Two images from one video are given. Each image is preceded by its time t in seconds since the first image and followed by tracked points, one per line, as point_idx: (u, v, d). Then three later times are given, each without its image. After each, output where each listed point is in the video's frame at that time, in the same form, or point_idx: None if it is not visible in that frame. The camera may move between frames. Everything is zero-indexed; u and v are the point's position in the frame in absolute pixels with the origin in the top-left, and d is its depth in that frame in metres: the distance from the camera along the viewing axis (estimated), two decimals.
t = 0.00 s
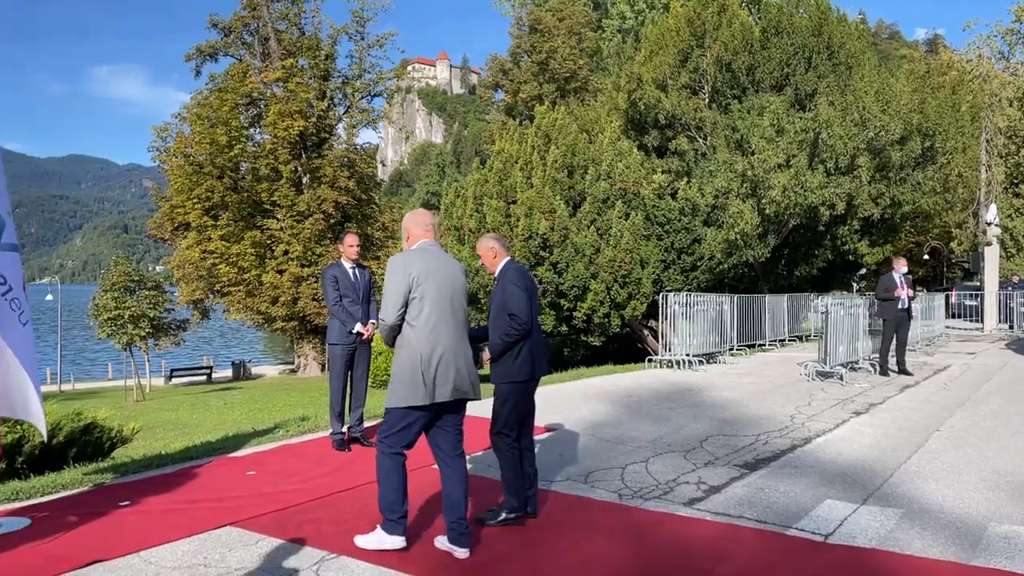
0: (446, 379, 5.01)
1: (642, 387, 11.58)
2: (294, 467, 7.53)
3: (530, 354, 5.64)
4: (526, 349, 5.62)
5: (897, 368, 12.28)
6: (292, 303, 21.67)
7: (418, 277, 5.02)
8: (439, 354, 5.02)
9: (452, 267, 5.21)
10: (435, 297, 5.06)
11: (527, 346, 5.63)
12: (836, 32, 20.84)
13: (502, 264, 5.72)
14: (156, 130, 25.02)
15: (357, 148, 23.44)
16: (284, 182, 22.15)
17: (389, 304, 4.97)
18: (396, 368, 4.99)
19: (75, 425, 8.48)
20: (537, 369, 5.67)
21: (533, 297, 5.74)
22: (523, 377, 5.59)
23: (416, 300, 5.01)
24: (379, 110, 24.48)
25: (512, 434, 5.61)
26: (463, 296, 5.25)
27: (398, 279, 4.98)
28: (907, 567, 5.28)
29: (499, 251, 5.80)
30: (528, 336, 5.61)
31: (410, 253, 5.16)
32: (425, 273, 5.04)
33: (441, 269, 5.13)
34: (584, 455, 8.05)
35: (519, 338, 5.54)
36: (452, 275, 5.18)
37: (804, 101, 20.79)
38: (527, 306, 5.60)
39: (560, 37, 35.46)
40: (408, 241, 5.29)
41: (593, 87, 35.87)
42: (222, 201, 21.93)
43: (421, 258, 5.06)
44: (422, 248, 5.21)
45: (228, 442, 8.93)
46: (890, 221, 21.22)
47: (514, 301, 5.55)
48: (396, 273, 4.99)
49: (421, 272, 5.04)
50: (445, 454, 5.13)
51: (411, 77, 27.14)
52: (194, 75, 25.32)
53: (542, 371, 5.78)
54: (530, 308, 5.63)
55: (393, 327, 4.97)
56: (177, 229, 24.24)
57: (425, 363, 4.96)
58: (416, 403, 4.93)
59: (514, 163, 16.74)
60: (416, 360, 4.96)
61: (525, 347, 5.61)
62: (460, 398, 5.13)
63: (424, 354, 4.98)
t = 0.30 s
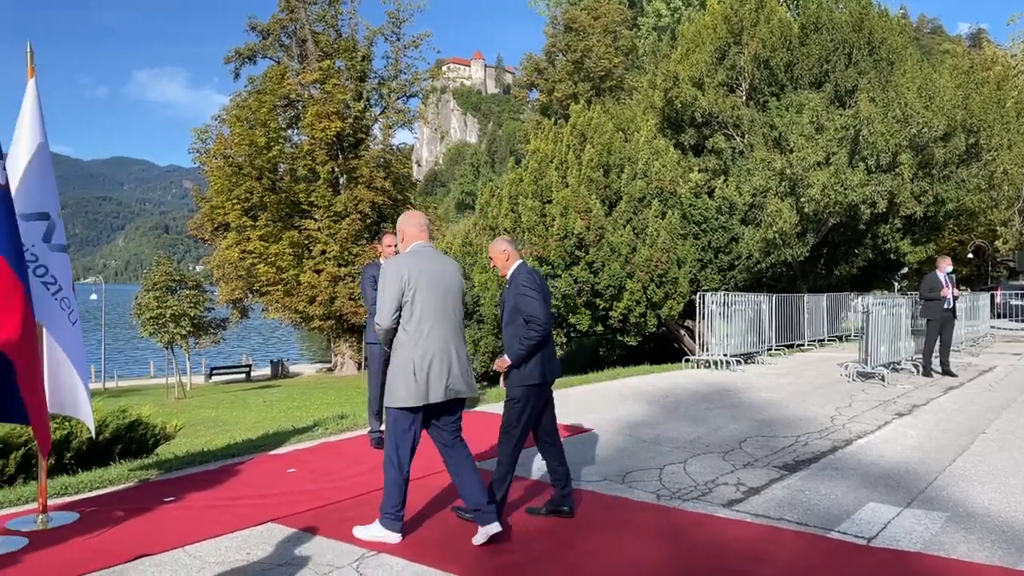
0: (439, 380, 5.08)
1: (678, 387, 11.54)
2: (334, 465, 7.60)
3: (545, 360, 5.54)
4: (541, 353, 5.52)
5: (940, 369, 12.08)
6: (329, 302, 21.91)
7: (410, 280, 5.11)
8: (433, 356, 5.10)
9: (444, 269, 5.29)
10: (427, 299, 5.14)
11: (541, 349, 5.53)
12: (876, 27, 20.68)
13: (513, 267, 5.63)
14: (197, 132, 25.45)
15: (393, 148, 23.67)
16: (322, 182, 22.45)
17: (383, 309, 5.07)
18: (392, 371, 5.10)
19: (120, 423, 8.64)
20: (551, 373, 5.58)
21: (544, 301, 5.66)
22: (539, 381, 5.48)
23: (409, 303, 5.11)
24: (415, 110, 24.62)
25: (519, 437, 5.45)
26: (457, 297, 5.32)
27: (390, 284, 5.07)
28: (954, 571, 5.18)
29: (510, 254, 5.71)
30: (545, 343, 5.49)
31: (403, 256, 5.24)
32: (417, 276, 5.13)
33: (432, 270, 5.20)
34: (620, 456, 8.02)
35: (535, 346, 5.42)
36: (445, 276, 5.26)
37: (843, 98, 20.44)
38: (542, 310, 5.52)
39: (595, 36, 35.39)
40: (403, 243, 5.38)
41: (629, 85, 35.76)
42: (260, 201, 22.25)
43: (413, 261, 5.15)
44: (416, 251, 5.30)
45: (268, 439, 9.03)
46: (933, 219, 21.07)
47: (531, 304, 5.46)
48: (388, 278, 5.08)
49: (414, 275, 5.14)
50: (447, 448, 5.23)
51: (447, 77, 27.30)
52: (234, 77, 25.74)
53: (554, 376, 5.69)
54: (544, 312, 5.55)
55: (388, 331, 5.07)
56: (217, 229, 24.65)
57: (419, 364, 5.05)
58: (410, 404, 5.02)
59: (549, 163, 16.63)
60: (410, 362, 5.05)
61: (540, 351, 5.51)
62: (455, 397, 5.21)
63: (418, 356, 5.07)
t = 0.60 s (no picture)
0: (436, 372, 5.17)
1: (713, 387, 11.49)
2: (370, 463, 7.67)
3: (548, 356, 5.64)
4: (542, 353, 5.61)
5: (982, 370, 11.86)
6: (363, 302, 22.10)
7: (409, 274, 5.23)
8: (431, 347, 5.19)
9: (442, 263, 5.39)
10: (425, 292, 5.25)
11: (543, 350, 5.62)
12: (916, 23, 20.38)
13: (525, 264, 5.70)
14: (233, 133, 25.78)
15: (426, 148, 23.82)
16: (356, 183, 22.64)
17: (382, 304, 5.20)
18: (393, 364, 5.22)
19: (160, 420, 8.79)
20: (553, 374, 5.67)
21: (553, 301, 5.73)
22: (539, 381, 5.59)
23: (406, 297, 5.23)
24: (448, 110, 24.72)
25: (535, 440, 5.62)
26: (456, 292, 5.42)
27: (388, 278, 5.20)
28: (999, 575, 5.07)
29: (523, 253, 5.79)
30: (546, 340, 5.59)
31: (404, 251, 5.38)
32: (414, 270, 5.24)
33: (429, 264, 5.31)
34: (655, 457, 7.98)
35: (536, 343, 5.53)
36: (444, 271, 5.35)
37: (882, 95, 20.36)
38: (547, 311, 5.57)
39: (627, 34, 35.24)
40: (404, 241, 5.54)
41: (662, 83, 35.59)
42: (296, 202, 22.42)
43: (410, 256, 5.27)
44: (415, 247, 5.42)
45: (305, 437, 9.13)
46: (974, 217, 20.64)
47: (535, 303, 5.53)
48: (386, 273, 5.21)
49: (412, 271, 5.25)
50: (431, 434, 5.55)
51: (480, 77, 27.36)
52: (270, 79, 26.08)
53: (558, 376, 5.77)
54: (550, 312, 5.62)
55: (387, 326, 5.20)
56: (253, 229, 25.00)
57: (416, 356, 5.15)
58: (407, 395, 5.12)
59: (582, 161, 16.59)
60: (408, 355, 5.16)
61: (542, 351, 5.60)
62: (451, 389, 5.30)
63: (417, 349, 5.17)
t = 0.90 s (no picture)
0: (436, 371, 5.34)
1: (746, 388, 11.41)
2: (402, 462, 7.73)
3: (556, 354, 5.69)
4: (549, 350, 5.66)
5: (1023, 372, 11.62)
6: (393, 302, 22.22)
7: (413, 277, 5.48)
8: (430, 348, 5.38)
9: (447, 267, 5.61)
10: (428, 295, 5.47)
11: (550, 347, 5.67)
12: (954, 18, 20.26)
13: (527, 263, 5.75)
14: (266, 136, 26.07)
15: (456, 148, 23.91)
16: (386, 184, 22.78)
17: (387, 306, 5.48)
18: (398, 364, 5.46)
19: (196, 418, 8.91)
20: (564, 370, 5.71)
21: (556, 297, 5.75)
22: (548, 379, 5.65)
23: (411, 298, 5.47)
24: (478, 110, 24.77)
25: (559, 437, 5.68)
26: (460, 297, 5.61)
27: (393, 281, 5.47)
28: None
29: (525, 251, 5.85)
30: (548, 338, 5.65)
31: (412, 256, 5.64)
32: (418, 272, 5.49)
33: (434, 268, 5.54)
34: (687, 458, 7.93)
35: (537, 340, 5.61)
36: (448, 276, 5.57)
37: (919, 91, 20.09)
38: (545, 308, 5.62)
39: (658, 33, 35.05)
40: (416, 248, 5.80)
41: (694, 82, 35.38)
42: (327, 203, 22.59)
43: (416, 260, 5.53)
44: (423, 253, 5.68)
45: (337, 436, 9.21)
46: (1015, 216, 20.24)
47: (530, 302, 5.59)
48: (392, 276, 5.49)
49: (416, 273, 5.50)
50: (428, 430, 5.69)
51: (509, 77, 27.38)
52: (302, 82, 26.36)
53: (571, 372, 5.79)
54: (549, 309, 5.65)
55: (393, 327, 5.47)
56: (285, 230, 25.27)
57: (416, 356, 5.37)
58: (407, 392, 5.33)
59: (614, 161, 16.75)
60: (410, 354, 5.39)
61: (548, 348, 5.66)
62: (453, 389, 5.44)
63: (418, 349, 5.39)
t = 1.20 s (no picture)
0: (436, 362, 5.59)
1: (775, 389, 11.32)
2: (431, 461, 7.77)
3: (553, 349, 5.75)
4: (546, 344, 5.72)
5: None
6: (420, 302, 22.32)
7: (419, 273, 5.74)
8: (432, 340, 5.62)
9: (452, 263, 5.85)
10: (433, 289, 5.71)
11: (548, 342, 5.74)
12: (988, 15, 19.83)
13: (527, 262, 5.89)
14: (295, 137, 26.31)
15: (483, 149, 23.97)
16: (413, 184, 22.91)
17: (393, 298, 5.75)
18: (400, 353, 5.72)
19: (228, 417, 9.01)
20: (561, 365, 5.76)
21: (555, 296, 5.88)
22: (544, 373, 5.69)
23: (416, 291, 5.73)
24: (504, 111, 24.81)
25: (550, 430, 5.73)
26: (465, 292, 5.84)
27: (401, 275, 5.76)
28: None
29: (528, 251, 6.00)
30: (547, 332, 5.73)
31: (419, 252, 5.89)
32: (424, 268, 5.75)
33: (439, 264, 5.78)
34: (715, 460, 7.88)
35: (536, 334, 5.69)
36: (453, 271, 5.81)
37: (952, 88, 19.74)
38: (546, 302, 5.74)
39: (686, 31, 34.86)
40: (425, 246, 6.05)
41: (722, 81, 35.17)
42: (355, 204, 22.75)
43: (422, 256, 5.79)
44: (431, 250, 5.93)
45: (365, 435, 9.27)
46: None
47: (532, 297, 5.71)
48: (400, 271, 5.77)
49: (423, 269, 5.76)
50: (441, 432, 5.78)
51: (536, 77, 27.40)
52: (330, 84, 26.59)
53: (566, 369, 5.84)
54: (549, 304, 5.77)
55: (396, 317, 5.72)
56: (314, 231, 25.51)
57: (418, 346, 5.60)
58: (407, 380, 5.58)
59: (641, 161, 16.72)
60: (412, 345, 5.63)
61: (546, 343, 5.73)
62: (451, 380, 5.67)
63: (419, 339, 5.63)
